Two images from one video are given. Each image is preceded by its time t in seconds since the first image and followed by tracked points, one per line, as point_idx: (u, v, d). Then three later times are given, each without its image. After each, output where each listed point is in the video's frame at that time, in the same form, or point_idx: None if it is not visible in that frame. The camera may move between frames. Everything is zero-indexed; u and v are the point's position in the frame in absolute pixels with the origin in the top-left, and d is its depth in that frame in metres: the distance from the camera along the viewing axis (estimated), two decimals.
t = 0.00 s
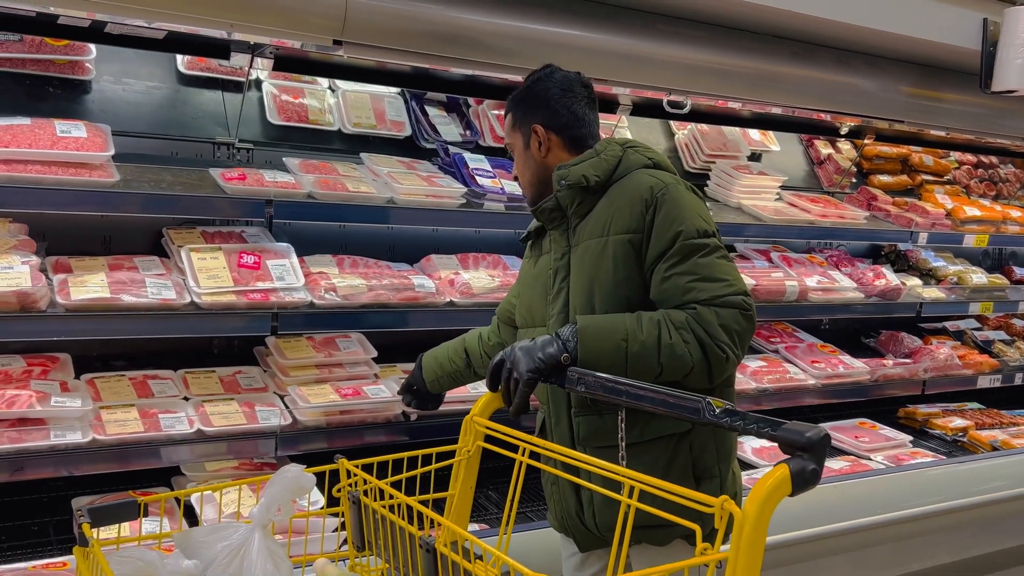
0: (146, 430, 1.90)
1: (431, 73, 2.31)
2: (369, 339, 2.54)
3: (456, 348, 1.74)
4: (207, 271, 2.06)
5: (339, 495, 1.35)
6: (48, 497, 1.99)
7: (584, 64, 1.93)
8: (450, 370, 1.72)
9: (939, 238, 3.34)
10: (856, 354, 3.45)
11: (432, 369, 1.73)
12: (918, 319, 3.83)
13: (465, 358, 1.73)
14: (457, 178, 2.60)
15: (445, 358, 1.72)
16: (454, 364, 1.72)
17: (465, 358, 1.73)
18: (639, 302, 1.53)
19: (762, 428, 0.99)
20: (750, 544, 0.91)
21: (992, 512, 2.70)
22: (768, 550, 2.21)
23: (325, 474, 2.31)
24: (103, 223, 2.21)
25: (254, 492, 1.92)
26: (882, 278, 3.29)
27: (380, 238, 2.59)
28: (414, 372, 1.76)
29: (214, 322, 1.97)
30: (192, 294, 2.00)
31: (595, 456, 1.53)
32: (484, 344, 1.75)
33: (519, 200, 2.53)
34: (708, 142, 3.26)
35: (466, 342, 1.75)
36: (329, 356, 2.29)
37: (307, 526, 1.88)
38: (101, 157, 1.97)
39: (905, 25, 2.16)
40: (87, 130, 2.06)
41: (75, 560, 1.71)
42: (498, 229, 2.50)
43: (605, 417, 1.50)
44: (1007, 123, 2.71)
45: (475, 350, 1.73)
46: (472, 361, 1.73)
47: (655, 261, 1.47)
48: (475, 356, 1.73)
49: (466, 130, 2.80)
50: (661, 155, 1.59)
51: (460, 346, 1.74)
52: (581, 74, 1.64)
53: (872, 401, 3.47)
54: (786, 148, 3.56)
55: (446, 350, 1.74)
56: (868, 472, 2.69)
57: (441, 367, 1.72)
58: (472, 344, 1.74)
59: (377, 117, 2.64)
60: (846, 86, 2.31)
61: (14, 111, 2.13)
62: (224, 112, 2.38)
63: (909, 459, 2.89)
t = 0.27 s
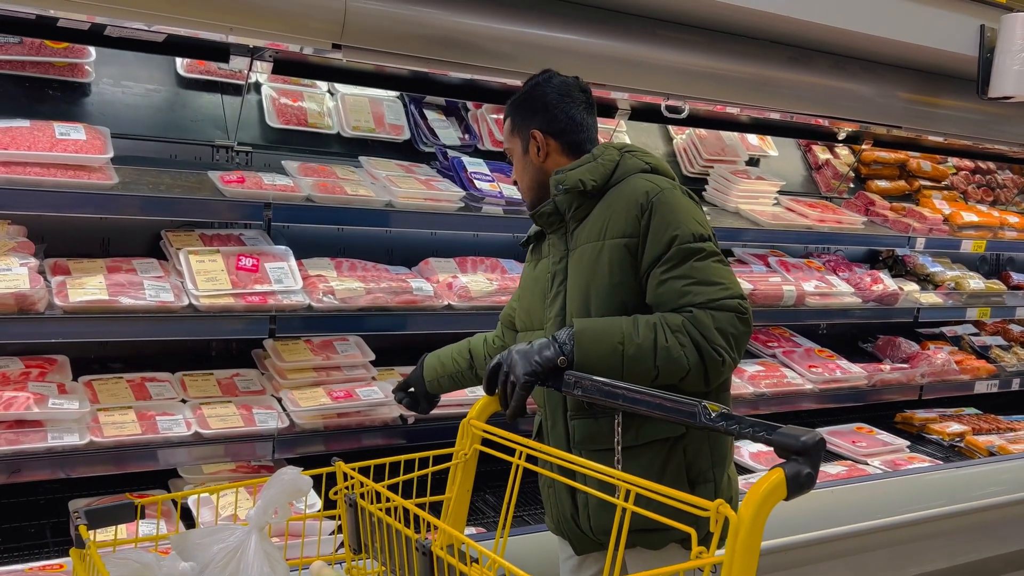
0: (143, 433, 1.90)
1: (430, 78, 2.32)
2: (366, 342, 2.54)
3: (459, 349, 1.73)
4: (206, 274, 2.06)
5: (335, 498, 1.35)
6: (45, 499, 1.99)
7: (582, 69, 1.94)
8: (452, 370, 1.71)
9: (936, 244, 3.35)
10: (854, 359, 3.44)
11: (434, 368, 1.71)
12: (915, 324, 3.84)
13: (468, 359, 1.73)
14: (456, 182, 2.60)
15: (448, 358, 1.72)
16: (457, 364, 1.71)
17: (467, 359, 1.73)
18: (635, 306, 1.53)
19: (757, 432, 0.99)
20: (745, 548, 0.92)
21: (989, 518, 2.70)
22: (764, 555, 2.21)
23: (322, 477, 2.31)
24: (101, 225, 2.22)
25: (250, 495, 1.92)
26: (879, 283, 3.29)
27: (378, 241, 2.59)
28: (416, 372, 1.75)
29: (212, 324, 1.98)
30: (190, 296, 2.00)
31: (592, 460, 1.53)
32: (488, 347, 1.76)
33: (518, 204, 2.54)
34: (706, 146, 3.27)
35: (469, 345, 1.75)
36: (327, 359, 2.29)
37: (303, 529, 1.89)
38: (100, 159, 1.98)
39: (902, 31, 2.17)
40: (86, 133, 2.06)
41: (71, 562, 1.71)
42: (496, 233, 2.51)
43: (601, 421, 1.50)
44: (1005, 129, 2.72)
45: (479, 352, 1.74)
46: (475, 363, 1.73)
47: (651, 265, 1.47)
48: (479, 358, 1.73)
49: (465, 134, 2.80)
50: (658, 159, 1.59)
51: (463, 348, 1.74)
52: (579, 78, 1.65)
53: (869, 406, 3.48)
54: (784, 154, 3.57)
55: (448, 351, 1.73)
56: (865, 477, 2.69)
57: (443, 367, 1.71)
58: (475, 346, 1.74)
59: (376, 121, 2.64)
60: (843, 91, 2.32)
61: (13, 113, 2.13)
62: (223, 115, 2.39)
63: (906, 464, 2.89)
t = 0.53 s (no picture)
0: (142, 435, 1.90)
1: (431, 82, 2.32)
2: (365, 345, 2.54)
3: (460, 355, 1.74)
4: (205, 277, 2.06)
5: (333, 502, 1.35)
6: (43, 502, 1.99)
7: (582, 74, 1.94)
8: (453, 376, 1.71)
9: (934, 250, 3.35)
10: (853, 365, 3.46)
11: (434, 373, 1.71)
12: (914, 330, 3.84)
13: (469, 365, 1.73)
14: (456, 186, 2.60)
15: (449, 364, 1.72)
16: (457, 370, 1.71)
17: (468, 365, 1.73)
18: (635, 311, 1.53)
19: (756, 437, 1.00)
20: (744, 553, 0.92)
21: (987, 524, 2.70)
22: (762, 560, 2.21)
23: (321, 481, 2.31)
24: (101, 228, 2.22)
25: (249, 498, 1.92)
26: (878, 289, 3.30)
27: (378, 245, 2.59)
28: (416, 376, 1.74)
29: (212, 327, 1.98)
30: (190, 299, 2.00)
31: (590, 464, 1.54)
32: (489, 352, 1.76)
33: (517, 209, 2.54)
34: (705, 152, 3.28)
35: (470, 350, 1.75)
36: (327, 362, 2.28)
37: (301, 532, 1.89)
38: (100, 162, 1.98)
39: (901, 38, 2.17)
40: (87, 136, 2.06)
41: (69, 565, 1.71)
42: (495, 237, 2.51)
43: (600, 425, 1.50)
44: (1003, 136, 2.73)
45: (480, 358, 1.74)
46: (476, 369, 1.73)
47: (651, 271, 1.48)
48: (479, 364, 1.73)
49: (465, 138, 2.81)
50: (659, 165, 1.60)
51: (464, 354, 1.74)
52: (581, 83, 1.65)
53: (867, 412, 3.48)
54: (783, 159, 3.57)
55: (449, 357, 1.73)
56: (864, 483, 2.69)
57: (443, 372, 1.71)
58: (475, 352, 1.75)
59: (376, 125, 2.65)
60: (842, 97, 2.32)
61: (13, 116, 2.13)
62: (223, 118, 2.39)
63: (904, 470, 2.89)
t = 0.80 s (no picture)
0: (139, 438, 1.90)
1: (430, 86, 2.33)
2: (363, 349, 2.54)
3: (454, 361, 1.74)
4: (203, 280, 2.06)
5: (330, 505, 1.35)
6: (39, 504, 1.98)
7: (581, 79, 1.95)
8: (446, 383, 1.72)
9: (931, 256, 3.36)
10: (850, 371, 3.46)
11: (428, 381, 1.73)
12: (910, 336, 3.84)
13: (462, 371, 1.73)
14: (454, 190, 2.61)
15: (442, 370, 1.73)
16: (451, 376, 1.72)
17: (461, 371, 1.73)
18: (632, 316, 1.54)
19: (753, 441, 1.00)
20: (740, 558, 0.92)
21: (984, 530, 2.71)
22: (759, 565, 2.21)
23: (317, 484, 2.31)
24: (99, 230, 2.22)
25: (246, 501, 1.92)
26: (875, 295, 3.30)
27: (376, 249, 2.60)
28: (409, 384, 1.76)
29: (210, 330, 1.98)
30: (188, 302, 2.01)
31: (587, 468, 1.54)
32: (482, 357, 1.75)
33: (515, 213, 2.54)
34: (703, 157, 3.28)
35: (464, 355, 1.76)
36: (324, 366, 2.29)
37: (298, 535, 1.89)
38: (99, 164, 1.98)
39: (899, 45, 2.18)
40: (86, 138, 2.07)
41: (65, 567, 1.71)
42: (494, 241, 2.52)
43: (597, 430, 1.50)
44: (1001, 143, 2.73)
45: (473, 363, 1.74)
46: (469, 374, 1.74)
47: (649, 276, 1.48)
48: (473, 369, 1.73)
49: (463, 142, 2.81)
50: (656, 170, 1.60)
51: (458, 359, 1.75)
52: (576, 87, 1.66)
53: (864, 418, 3.48)
54: (781, 165, 3.58)
55: (443, 363, 1.74)
56: (861, 488, 2.69)
57: (437, 379, 1.72)
58: (470, 357, 1.75)
59: (375, 129, 2.65)
60: (840, 104, 2.33)
61: (12, 118, 2.13)
62: (222, 121, 2.39)
63: (901, 476, 2.89)
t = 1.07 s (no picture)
0: (136, 443, 1.91)
1: (429, 92, 2.33)
2: (361, 354, 2.54)
3: (436, 364, 1.75)
4: (201, 284, 2.06)
5: (326, 510, 1.35)
6: (36, 509, 1.98)
7: (580, 86, 1.96)
8: (431, 386, 1.73)
9: (929, 264, 3.36)
10: (846, 378, 3.46)
11: (412, 386, 1.73)
12: (908, 344, 3.85)
13: (445, 373, 1.75)
14: (453, 196, 2.61)
15: (426, 375, 1.74)
16: (434, 379, 1.73)
17: (445, 373, 1.75)
18: (629, 323, 1.54)
19: (749, 449, 1.00)
20: (736, 565, 0.92)
21: (981, 538, 2.71)
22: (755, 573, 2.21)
23: (314, 489, 2.31)
24: (98, 234, 2.22)
25: (243, 506, 1.92)
26: (872, 302, 3.31)
27: (374, 254, 2.60)
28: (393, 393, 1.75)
29: (208, 335, 1.98)
30: (186, 307, 2.01)
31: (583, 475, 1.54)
32: (464, 357, 1.77)
33: (514, 219, 2.55)
34: (701, 164, 3.29)
35: (445, 357, 1.77)
36: (322, 371, 2.28)
37: (295, 541, 1.89)
38: (98, 169, 1.98)
39: (897, 53, 2.19)
40: (86, 142, 2.07)
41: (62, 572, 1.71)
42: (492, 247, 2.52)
43: (593, 436, 1.51)
44: (998, 151, 2.74)
45: (455, 364, 1.76)
46: (452, 375, 1.76)
47: (645, 283, 1.48)
48: (456, 371, 1.75)
49: (462, 148, 2.82)
50: (652, 177, 1.61)
51: (440, 362, 1.76)
52: (571, 95, 1.66)
53: (861, 425, 3.49)
54: (779, 172, 3.59)
55: (425, 367, 1.75)
56: (858, 496, 2.69)
57: (422, 383, 1.73)
58: (452, 360, 1.76)
59: (374, 134, 2.66)
60: (838, 112, 2.34)
61: (12, 122, 2.14)
62: (221, 126, 2.40)
63: (898, 484, 2.90)
